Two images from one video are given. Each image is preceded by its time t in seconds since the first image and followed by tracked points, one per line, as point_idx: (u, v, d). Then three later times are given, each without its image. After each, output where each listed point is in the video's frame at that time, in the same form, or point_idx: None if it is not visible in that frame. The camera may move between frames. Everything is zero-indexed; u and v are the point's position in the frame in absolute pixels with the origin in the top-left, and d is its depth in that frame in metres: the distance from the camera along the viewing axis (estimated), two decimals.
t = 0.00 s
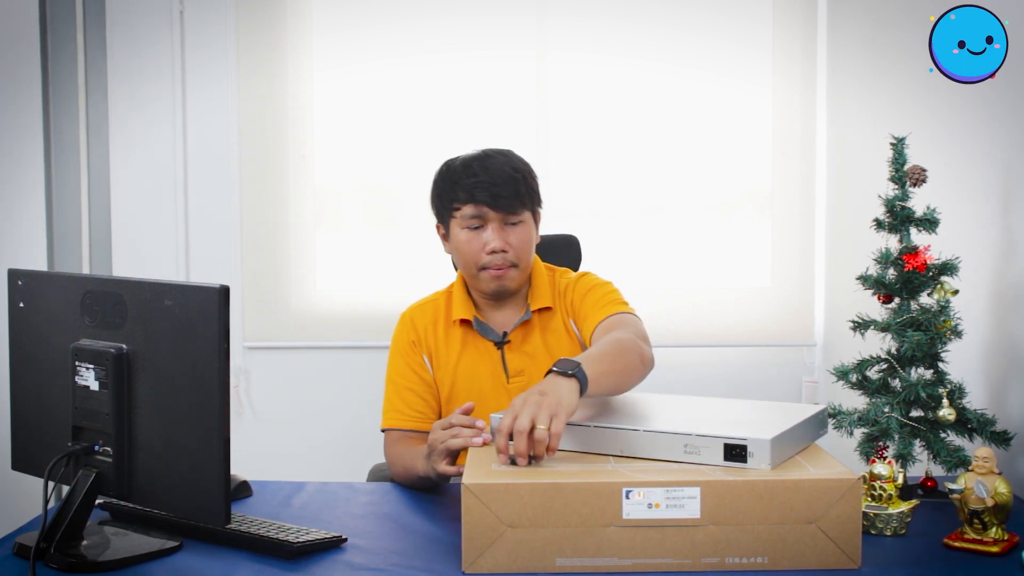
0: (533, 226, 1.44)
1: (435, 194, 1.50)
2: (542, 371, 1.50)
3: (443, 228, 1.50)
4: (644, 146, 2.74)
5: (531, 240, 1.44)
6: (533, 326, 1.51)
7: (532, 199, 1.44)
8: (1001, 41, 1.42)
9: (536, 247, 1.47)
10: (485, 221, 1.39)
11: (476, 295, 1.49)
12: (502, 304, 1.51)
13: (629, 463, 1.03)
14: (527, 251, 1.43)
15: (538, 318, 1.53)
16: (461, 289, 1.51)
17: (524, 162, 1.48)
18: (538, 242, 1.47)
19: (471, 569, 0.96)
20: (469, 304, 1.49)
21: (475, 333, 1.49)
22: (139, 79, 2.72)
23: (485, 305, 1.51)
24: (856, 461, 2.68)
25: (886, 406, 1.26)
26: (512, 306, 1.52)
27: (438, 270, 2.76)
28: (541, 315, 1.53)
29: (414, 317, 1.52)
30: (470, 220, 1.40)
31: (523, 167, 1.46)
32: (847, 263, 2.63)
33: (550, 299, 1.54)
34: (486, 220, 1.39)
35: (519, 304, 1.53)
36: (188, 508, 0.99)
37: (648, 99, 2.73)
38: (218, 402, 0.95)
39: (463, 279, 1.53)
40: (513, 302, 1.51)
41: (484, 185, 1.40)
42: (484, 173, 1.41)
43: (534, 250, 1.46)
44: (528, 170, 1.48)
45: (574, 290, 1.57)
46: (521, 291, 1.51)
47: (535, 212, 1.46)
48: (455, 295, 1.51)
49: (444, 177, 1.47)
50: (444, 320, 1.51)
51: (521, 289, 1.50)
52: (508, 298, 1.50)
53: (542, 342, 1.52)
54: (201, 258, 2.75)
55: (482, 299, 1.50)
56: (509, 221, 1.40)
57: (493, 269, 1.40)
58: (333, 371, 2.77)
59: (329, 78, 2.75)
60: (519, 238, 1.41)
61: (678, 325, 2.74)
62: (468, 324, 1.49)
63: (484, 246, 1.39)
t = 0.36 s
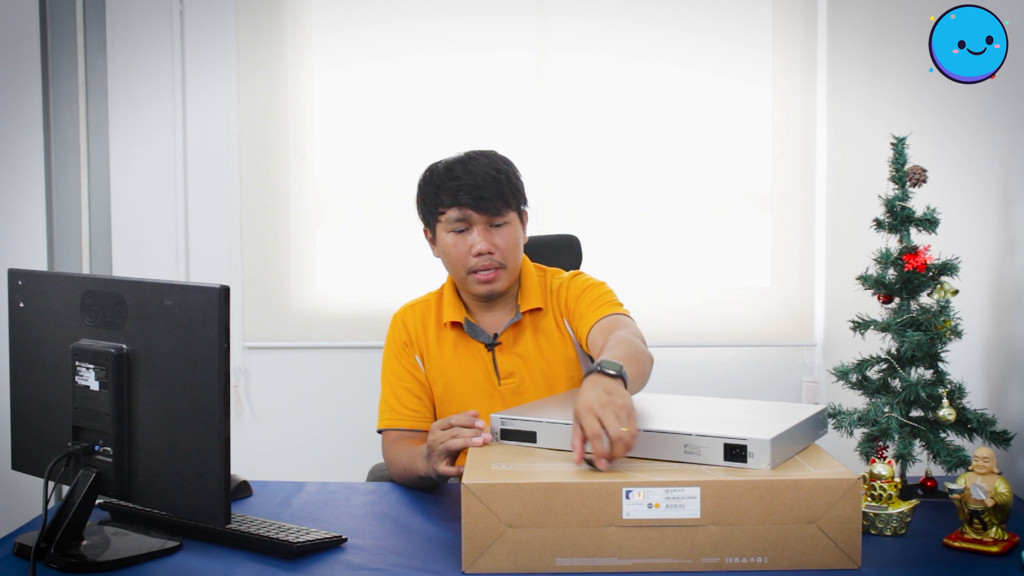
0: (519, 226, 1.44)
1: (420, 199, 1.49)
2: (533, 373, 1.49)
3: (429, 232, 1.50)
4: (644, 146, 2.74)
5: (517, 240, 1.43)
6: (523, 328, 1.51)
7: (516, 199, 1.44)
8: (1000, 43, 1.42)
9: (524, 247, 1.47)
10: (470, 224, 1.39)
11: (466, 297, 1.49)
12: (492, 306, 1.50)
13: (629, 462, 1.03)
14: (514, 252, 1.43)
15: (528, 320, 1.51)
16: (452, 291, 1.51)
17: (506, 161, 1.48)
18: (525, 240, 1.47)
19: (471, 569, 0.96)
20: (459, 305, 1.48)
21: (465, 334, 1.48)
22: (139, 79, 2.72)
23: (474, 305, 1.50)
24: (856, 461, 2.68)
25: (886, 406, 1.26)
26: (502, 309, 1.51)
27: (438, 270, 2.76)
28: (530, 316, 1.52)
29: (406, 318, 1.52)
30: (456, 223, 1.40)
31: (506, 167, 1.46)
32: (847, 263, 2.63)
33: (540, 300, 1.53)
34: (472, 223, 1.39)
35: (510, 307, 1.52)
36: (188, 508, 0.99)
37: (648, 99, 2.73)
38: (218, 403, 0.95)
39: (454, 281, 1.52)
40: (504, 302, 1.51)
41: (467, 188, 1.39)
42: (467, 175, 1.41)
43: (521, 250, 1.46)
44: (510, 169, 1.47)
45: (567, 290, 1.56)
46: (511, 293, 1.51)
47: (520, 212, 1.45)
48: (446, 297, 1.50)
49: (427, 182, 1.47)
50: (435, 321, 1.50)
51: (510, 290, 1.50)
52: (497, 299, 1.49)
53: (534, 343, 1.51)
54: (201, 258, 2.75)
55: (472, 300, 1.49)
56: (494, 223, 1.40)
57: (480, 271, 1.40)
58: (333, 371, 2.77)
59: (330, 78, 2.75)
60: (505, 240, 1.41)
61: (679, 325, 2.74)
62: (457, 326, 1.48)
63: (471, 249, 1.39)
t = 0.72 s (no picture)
0: (514, 224, 1.44)
1: (413, 204, 1.49)
2: (533, 376, 1.49)
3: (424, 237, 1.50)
4: (644, 146, 2.74)
5: (514, 238, 1.44)
6: (523, 330, 1.50)
7: (510, 197, 1.44)
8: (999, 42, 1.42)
9: (521, 246, 1.47)
10: (467, 226, 1.39)
11: (465, 299, 1.49)
12: (492, 307, 1.50)
13: (630, 462, 1.03)
14: (511, 251, 1.43)
15: (528, 322, 1.51)
16: (450, 293, 1.50)
17: (496, 160, 1.48)
18: (521, 239, 1.47)
19: (471, 569, 0.96)
20: (458, 309, 1.48)
21: (464, 336, 1.48)
22: (139, 79, 2.72)
23: (474, 308, 1.50)
24: (856, 461, 2.67)
25: (886, 406, 1.27)
26: (502, 310, 1.51)
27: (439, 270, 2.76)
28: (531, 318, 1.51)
29: (406, 319, 1.52)
30: (452, 226, 1.40)
31: (498, 166, 1.46)
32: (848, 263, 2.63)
33: (541, 302, 1.52)
34: (467, 224, 1.40)
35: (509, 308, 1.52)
36: (188, 509, 0.99)
37: (648, 99, 2.73)
38: (218, 404, 0.95)
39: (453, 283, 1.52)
40: (503, 304, 1.50)
41: (461, 189, 1.39)
42: (459, 177, 1.41)
43: (517, 249, 1.46)
44: (501, 167, 1.47)
45: (567, 292, 1.56)
46: (510, 294, 1.50)
47: (514, 210, 1.46)
48: (445, 299, 1.50)
49: (418, 186, 1.47)
50: (435, 322, 1.50)
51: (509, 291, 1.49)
52: (497, 300, 1.49)
53: (534, 344, 1.50)
54: (201, 258, 2.75)
55: (472, 302, 1.49)
56: (490, 223, 1.40)
57: (481, 272, 1.40)
58: (333, 371, 2.77)
59: (330, 78, 2.75)
60: (502, 239, 1.41)
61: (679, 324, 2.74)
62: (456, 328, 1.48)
63: (469, 251, 1.39)
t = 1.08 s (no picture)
0: (510, 225, 1.45)
1: (408, 211, 1.49)
2: (532, 379, 1.48)
3: (421, 243, 1.50)
4: (644, 146, 2.74)
5: (511, 239, 1.44)
6: (522, 332, 1.50)
7: (505, 198, 1.44)
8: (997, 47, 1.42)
9: (517, 246, 1.48)
10: (465, 229, 1.40)
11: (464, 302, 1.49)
12: (490, 308, 1.49)
13: (630, 462, 1.03)
14: (509, 251, 1.43)
15: (526, 323, 1.51)
16: (448, 295, 1.50)
17: (488, 161, 1.48)
18: (517, 239, 1.48)
19: (471, 569, 0.96)
20: (456, 312, 1.48)
21: (462, 338, 1.48)
22: (139, 79, 2.72)
23: (473, 311, 1.50)
24: (856, 461, 2.67)
25: (886, 406, 1.26)
26: (502, 311, 1.50)
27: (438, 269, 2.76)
28: (530, 320, 1.51)
29: (405, 320, 1.52)
30: (449, 229, 1.40)
31: (491, 168, 1.46)
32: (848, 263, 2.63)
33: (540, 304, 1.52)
34: (465, 228, 1.40)
35: (508, 310, 1.51)
36: (188, 509, 0.99)
37: (648, 99, 2.73)
38: (218, 404, 0.95)
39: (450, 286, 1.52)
40: (501, 306, 1.50)
41: (457, 193, 1.40)
42: (453, 180, 1.41)
43: (515, 249, 1.46)
44: (494, 169, 1.47)
45: (568, 296, 1.55)
46: (509, 295, 1.50)
47: (510, 211, 1.46)
48: (443, 302, 1.50)
49: (412, 192, 1.47)
50: (433, 323, 1.50)
51: (507, 292, 1.49)
52: (495, 302, 1.48)
53: (533, 347, 1.50)
54: (201, 258, 2.75)
55: (470, 305, 1.49)
56: (488, 225, 1.40)
57: (481, 274, 1.40)
58: (333, 372, 2.77)
59: (330, 78, 2.75)
60: (500, 240, 1.41)
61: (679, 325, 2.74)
62: (454, 330, 1.48)
63: (468, 253, 1.39)
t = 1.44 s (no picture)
0: (506, 223, 1.44)
1: (405, 210, 1.50)
2: (528, 381, 1.49)
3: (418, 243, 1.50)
4: (644, 146, 2.74)
5: (507, 237, 1.43)
6: (518, 333, 1.50)
7: (501, 196, 1.44)
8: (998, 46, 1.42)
9: (514, 245, 1.47)
10: (458, 225, 1.40)
11: (461, 301, 1.49)
12: (486, 309, 1.50)
13: (630, 462, 1.03)
14: (505, 250, 1.43)
15: (522, 324, 1.51)
16: (445, 295, 1.51)
17: (485, 160, 1.48)
18: (514, 238, 1.47)
19: (471, 569, 0.96)
20: (453, 312, 1.48)
21: (458, 339, 1.48)
22: (138, 79, 2.72)
23: (469, 311, 1.50)
24: (856, 461, 2.67)
25: (886, 406, 1.26)
26: (498, 312, 1.51)
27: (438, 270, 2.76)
28: (525, 321, 1.51)
29: (403, 319, 1.52)
30: (443, 226, 1.40)
31: (487, 167, 1.47)
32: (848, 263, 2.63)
33: (536, 306, 1.52)
34: (459, 224, 1.40)
35: (506, 311, 1.51)
36: (188, 509, 0.99)
37: (648, 99, 2.73)
38: (218, 403, 0.95)
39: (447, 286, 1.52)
40: (498, 306, 1.50)
41: (451, 190, 1.40)
42: (448, 177, 1.42)
43: (511, 248, 1.46)
44: (491, 168, 1.48)
45: (566, 298, 1.55)
46: (506, 295, 1.50)
47: (506, 209, 1.46)
48: (441, 302, 1.50)
49: (408, 191, 1.47)
50: (431, 323, 1.50)
51: (504, 293, 1.49)
52: (491, 302, 1.49)
53: (529, 349, 1.50)
54: (201, 257, 2.75)
55: (467, 306, 1.49)
56: (482, 221, 1.40)
57: (474, 271, 1.39)
58: (333, 372, 2.77)
59: (330, 78, 2.75)
60: (495, 237, 1.41)
61: (679, 325, 2.74)
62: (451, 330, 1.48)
63: (462, 249, 1.39)
